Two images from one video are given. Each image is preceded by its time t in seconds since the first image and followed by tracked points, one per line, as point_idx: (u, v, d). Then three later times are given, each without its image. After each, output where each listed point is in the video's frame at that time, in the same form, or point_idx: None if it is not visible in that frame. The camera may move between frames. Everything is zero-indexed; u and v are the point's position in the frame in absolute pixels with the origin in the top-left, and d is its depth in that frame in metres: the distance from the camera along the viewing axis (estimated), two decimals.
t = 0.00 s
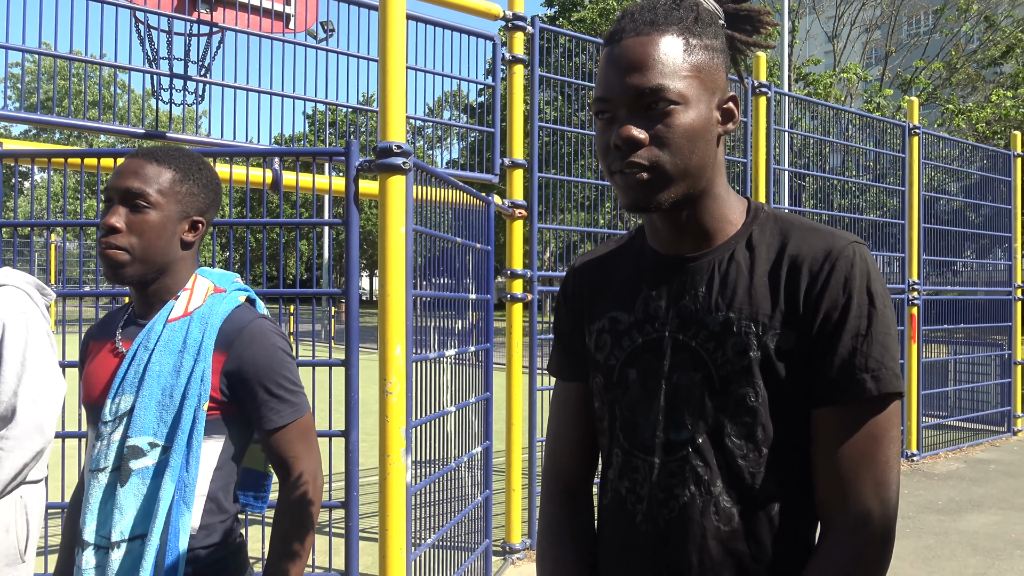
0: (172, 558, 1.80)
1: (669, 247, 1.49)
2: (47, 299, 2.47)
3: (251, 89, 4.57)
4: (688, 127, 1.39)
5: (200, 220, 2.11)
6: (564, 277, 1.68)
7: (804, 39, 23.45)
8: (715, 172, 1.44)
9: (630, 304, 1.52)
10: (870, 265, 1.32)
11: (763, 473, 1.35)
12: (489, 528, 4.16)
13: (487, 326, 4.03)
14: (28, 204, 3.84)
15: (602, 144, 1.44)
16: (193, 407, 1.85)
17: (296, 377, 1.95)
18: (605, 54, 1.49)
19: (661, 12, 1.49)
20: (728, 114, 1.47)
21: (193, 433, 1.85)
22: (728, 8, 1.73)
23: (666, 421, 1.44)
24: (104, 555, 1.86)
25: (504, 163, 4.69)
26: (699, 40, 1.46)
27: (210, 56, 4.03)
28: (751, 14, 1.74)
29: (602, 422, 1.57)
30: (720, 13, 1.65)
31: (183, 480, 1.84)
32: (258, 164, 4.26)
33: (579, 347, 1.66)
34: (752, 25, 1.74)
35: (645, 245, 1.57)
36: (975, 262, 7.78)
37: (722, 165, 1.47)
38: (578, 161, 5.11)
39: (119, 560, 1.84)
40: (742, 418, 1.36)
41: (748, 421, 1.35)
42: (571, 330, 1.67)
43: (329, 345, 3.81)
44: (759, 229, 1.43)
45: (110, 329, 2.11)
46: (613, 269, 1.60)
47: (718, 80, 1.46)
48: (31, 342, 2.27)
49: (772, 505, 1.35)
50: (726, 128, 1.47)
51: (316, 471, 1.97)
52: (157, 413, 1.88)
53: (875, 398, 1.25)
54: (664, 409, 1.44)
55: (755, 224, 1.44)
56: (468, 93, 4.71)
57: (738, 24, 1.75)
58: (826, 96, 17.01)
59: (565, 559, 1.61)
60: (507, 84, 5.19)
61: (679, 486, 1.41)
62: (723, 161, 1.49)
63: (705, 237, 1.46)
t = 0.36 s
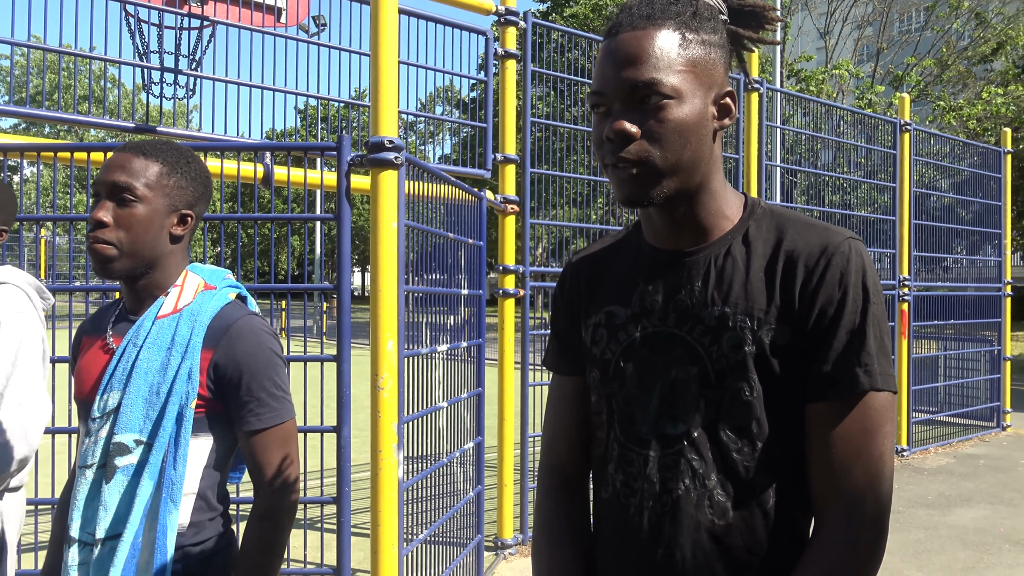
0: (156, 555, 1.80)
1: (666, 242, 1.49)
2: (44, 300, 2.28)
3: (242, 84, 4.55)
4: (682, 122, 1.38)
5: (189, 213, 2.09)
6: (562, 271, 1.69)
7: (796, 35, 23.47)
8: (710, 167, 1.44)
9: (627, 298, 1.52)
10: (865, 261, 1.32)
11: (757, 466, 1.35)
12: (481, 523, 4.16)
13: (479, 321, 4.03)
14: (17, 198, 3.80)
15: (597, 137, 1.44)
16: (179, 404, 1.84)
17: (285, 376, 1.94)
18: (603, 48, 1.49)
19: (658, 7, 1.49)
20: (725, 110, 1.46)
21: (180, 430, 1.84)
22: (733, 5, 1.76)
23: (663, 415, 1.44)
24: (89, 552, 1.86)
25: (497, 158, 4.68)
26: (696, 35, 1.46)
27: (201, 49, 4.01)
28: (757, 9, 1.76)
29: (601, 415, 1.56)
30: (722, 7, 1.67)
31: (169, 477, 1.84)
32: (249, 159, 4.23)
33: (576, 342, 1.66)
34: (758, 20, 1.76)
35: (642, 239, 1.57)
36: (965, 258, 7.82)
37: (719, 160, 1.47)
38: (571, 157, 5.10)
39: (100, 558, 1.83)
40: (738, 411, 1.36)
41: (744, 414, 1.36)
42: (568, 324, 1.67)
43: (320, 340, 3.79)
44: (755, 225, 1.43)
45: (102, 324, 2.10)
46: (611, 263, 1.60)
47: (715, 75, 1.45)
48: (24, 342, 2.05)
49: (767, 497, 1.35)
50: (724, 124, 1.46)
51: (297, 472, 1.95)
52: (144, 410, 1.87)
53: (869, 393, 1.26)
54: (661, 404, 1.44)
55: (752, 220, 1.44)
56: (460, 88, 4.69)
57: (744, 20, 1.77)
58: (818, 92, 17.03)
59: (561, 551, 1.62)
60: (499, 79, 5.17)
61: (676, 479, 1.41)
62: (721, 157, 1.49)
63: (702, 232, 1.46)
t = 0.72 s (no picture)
0: (151, 555, 1.80)
1: (669, 242, 1.50)
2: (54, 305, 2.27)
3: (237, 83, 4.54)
4: (682, 121, 1.39)
5: (176, 212, 2.07)
6: (565, 271, 1.69)
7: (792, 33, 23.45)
8: (712, 167, 1.44)
9: (629, 298, 1.53)
10: (866, 262, 1.33)
11: (761, 465, 1.36)
12: (479, 522, 4.16)
13: (477, 320, 4.02)
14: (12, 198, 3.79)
15: (598, 136, 1.45)
16: (173, 403, 1.84)
17: (279, 376, 1.94)
18: (604, 48, 1.50)
19: (659, 7, 1.50)
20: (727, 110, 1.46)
21: (174, 429, 1.84)
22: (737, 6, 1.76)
23: (666, 413, 1.44)
24: (88, 552, 1.86)
25: (494, 157, 4.69)
26: (697, 35, 1.46)
27: (197, 48, 4.00)
28: (763, 10, 1.76)
29: (605, 415, 1.57)
30: (727, 8, 1.68)
31: (164, 477, 1.83)
32: (245, 158, 4.22)
33: (579, 342, 1.66)
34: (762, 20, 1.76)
35: (645, 239, 1.57)
36: (961, 255, 7.84)
37: (721, 160, 1.47)
38: (568, 155, 5.10)
39: (98, 558, 1.83)
40: (742, 411, 1.36)
41: (748, 413, 1.36)
42: (570, 324, 1.67)
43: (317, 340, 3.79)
44: (758, 224, 1.44)
45: (100, 325, 2.10)
46: (613, 263, 1.60)
47: (717, 75, 1.45)
48: (36, 352, 2.02)
49: (772, 496, 1.36)
50: (725, 124, 1.46)
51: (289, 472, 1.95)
52: (139, 409, 1.87)
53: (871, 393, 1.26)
54: (665, 402, 1.44)
55: (755, 221, 1.44)
56: (456, 87, 4.69)
57: (750, 19, 1.77)
58: (814, 90, 17.04)
59: (563, 551, 1.62)
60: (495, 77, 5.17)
61: (681, 478, 1.41)
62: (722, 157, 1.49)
63: (704, 232, 1.46)
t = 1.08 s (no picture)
0: (167, 553, 1.81)
1: (688, 242, 1.50)
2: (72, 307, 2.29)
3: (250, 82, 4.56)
4: (703, 120, 1.39)
5: (186, 211, 2.08)
6: (583, 270, 1.69)
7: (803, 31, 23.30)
8: (732, 166, 1.44)
9: (648, 297, 1.53)
10: (887, 262, 1.33)
11: (779, 464, 1.35)
12: (491, 520, 4.16)
13: (489, 320, 4.02)
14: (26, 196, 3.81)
15: (618, 134, 1.45)
16: (187, 402, 1.86)
17: (293, 372, 1.96)
18: (625, 47, 1.50)
19: (679, 5, 1.49)
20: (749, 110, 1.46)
21: (190, 428, 1.85)
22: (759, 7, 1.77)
23: (684, 412, 1.44)
24: (105, 549, 1.87)
25: (506, 156, 4.70)
26: (718, 33, 1.45)
27: (210, 48, 4.02)
28: (784, 10, 1.77)
29: (619, 413, 1.57)
30: (749, 7, 1.68)
31: (181, 475, 1.85)
32: (257, 157, 4.24)
33: (596, 341, 1.67)
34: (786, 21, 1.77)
35: (664, 238, 1.57)
36: (976, 254, 7.79)
37: (742, 159, 1.47)
38: (580, 155, 5.10)
39: (116, 555, 1.85)
40: (760, 410, 1.36)
41: (766, 413, 1.36)
42: (588, 322, 1.67)
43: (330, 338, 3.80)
44: (778, 224, 1.44)
45: (116, 325, 2.11)
46: (632, 261, 1.60)
47: (738, 74, 1.45)
48: (68, 362, 2.04)
49: (788, 495, 1.35)
50: (746, 123, 1.46)
51: (303, 471, 1.96)
52: (155, 408, 1.88)
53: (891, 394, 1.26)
54: (682, 401, 1.44)
55: (775, 219, 1.44)
56: (468, 86, 4.70)
57: (771, 20, 1.78)
58: (826, 89, 16.94)
59: (577, 551, 1.62)
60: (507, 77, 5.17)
61: (697, 478, 1.41)
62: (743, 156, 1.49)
63: (723, 232, 1.46)
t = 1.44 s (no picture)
0: (173, 551, 1.82)
1: (672, 239, 1.50)
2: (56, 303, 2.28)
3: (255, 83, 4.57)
4: (687, 109, 1.39)
5: (193, 212, 2.10)
6: (569, 267, 1.70)
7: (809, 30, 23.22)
8: (716, 159, 1.44)
9: (632, 296, 1.53)
10: (871, 257, 1.32)
11: (764, 463, 1.36)
12: (496, 520, 4.17)
13: (493, 320, 4.03)
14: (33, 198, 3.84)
15: (603, 123, 1.45)
16: (193, 401, 1.87)
17: (297, 372, 1.97)
18: (612, 37, 1.51)
19: None
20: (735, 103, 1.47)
21: (195, 427, 1.86)
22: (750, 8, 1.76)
23: (667, 413, 1.44)
24: (112, 548, 1.88)
25: (510, 156, 4.70)
26: (705, 26, 1.46)
27: (216, 50, 4.04)
28: (775, 10, 1.76)
29: (606, 414, 1.58)
30: (739, 7, 1.68)
31: (187, 473, 1.86)
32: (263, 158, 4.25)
33: (584, 340, 1.67)
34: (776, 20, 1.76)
35: (649, 235, 1.57)
36: (981, 253, 7.77)
37: (727, 154, 1.47)
38: (584, 154, 5.10)
39: (123, 554, 1.86)
40: (745, 410, 1.37)
41: (751, 414, 1.36)
42: (575, 321, 1.68)
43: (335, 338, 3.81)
44: (762, 220, 1.44)
45: (120, 325, 2.13)
46: (618, 259, 1.61)
47: (725, 66, 1.46)
48: (62, 366, 2.05)
49: (769, 495, 1.37)
50: (733, 116, 1.46)
51: (307, 468, 1.97)
52: (160, 408, 1.89)
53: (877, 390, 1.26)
54: (666, 402, 1.45)
55: (759, 216, 1.44)
56: (472, 86, 4.70)
57: (761, 20, 1.77)
58: (831, 88, 16.88)
59: (571, 554, 1.63)
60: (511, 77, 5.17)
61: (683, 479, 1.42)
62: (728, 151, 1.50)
63: (708, 227, 1.46)
